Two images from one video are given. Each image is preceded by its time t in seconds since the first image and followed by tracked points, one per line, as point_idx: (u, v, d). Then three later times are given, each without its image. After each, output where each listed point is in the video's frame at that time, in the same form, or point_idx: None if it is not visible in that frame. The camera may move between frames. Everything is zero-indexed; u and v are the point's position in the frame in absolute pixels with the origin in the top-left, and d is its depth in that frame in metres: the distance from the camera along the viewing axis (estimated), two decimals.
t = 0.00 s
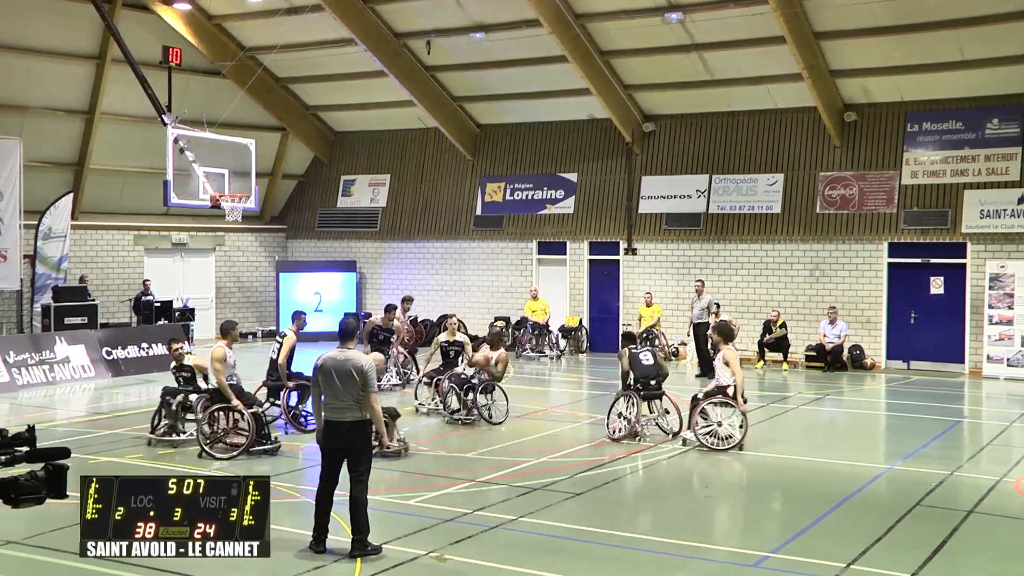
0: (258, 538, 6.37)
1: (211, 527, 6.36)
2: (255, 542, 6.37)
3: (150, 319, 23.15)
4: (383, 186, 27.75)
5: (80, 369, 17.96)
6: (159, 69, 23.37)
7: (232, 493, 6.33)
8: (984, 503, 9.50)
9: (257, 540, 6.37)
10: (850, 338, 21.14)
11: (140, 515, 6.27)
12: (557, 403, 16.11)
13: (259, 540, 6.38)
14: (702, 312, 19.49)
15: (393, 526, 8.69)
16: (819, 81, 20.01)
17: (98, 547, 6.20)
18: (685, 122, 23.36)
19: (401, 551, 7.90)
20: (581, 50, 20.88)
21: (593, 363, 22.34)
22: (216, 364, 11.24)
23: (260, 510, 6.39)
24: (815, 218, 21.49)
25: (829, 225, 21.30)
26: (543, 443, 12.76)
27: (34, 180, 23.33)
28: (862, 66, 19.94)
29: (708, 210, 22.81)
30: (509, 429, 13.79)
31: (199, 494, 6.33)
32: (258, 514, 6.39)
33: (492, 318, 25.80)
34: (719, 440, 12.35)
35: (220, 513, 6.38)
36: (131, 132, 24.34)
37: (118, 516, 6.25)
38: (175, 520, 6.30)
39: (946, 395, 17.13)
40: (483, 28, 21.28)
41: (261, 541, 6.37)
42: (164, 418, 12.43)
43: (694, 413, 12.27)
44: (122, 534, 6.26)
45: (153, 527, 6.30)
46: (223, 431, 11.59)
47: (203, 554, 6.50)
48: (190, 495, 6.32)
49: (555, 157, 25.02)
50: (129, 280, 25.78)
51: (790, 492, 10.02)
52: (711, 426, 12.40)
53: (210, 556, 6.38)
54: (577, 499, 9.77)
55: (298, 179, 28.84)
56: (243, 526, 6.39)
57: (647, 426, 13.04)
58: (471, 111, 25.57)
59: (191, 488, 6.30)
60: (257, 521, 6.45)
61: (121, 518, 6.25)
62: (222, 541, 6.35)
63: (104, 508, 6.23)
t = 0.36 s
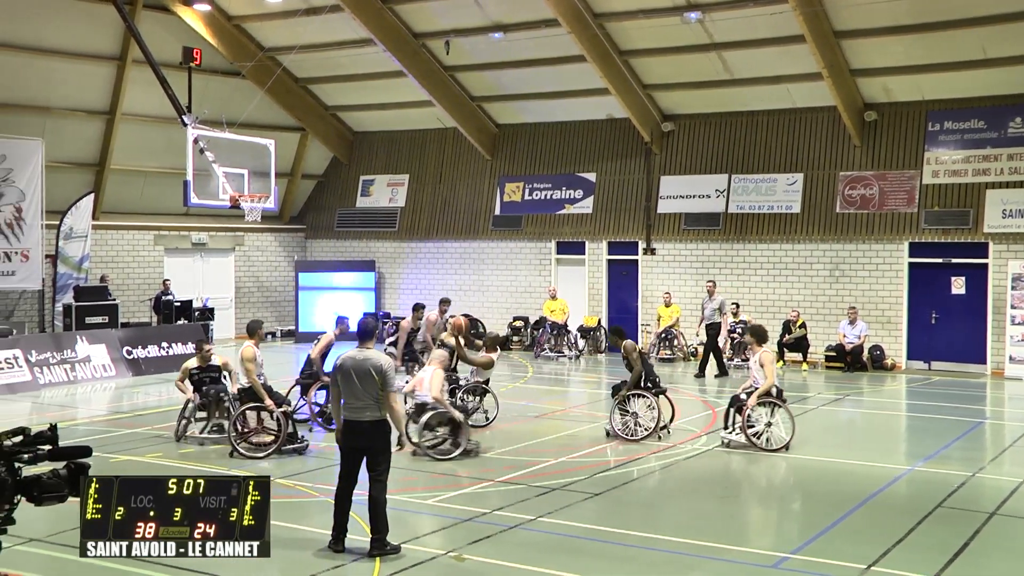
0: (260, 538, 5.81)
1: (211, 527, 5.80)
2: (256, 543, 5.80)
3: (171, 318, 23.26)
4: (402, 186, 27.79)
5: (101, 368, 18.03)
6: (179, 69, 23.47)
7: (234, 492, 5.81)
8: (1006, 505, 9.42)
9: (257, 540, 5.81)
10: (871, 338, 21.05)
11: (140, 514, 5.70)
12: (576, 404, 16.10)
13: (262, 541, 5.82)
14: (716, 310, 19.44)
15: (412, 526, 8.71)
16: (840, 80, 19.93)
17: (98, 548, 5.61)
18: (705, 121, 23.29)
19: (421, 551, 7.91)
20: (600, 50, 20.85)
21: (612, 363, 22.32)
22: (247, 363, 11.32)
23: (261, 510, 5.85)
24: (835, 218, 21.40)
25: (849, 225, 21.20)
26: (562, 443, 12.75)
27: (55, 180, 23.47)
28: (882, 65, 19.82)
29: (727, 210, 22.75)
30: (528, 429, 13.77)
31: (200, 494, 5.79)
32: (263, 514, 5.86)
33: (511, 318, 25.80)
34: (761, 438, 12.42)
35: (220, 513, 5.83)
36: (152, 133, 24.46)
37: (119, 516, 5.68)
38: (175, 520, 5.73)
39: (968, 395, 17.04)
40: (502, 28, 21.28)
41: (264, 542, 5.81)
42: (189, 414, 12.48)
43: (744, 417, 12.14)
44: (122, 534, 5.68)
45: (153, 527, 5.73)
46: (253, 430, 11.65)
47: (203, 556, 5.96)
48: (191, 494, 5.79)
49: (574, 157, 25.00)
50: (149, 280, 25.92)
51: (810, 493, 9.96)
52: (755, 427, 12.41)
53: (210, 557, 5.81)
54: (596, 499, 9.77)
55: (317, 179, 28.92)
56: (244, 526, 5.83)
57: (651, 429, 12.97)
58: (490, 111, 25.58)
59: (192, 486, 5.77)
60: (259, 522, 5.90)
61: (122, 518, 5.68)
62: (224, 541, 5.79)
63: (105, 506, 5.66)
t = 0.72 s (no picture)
0: (261, 538, 5.06)
1: (211, 527, 5.09)
2: (256, 544, 5.05)
3: (192, 318, 23.36)
4: (421, 186, 27.82)
5: (123, 367, 18.14)
6: (200, 70, 23.58)
7: (235, 491, 5.12)
8: None
9: (257, 541, 5.06)
10: (892, 339, 20.94)
11: (140, 514, 5.02)
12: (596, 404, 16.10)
13: (263, 541, 5.07)
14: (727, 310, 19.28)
15: (432, 525, 8.72)
16: (861, 79, 19.83)
17: (95, 550, 4.94)
18: (725, 121, 23.23)
19: (441, 550, 7.91)
20: (620, 49, 20.82)
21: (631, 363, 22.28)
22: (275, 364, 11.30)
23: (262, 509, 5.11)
24: (856, 217, 21.29)
25: (870, 225, 21.09)
26: (581, 443, 12.74)
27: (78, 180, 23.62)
28: (904, 64, 19.71)
29: (747, 210, 22.68)
30: (548, 429, 13.76)
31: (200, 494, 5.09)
32: (266, 514, 5.12)
33: (531, 318, 25.80)
34: (797, 439, 12.32)
35: (220, 513, 5.12)
36: (173, 133, 24.57)
37: (117, 516, 5.00)
38: (174, 521, 5.03)
39: (991, 395, 16.92)
40: (522, 28, 21.27)
41: (265, 542, 5.06)
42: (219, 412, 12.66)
43: (779, 416, 12.10)
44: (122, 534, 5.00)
45: (154, 526, 5.04)
46: (280, 429, 11.74)
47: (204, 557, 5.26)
48: (190, 493, 5.08)
49: (593, 157, 24.97)
50: (170, 280, 26.05)
51: (833, 494, 9.90)
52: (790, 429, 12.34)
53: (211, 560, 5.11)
54: (616, 499, 9.75)
55: (336, 179, 28.99)
56: (244, 526, 5.10)
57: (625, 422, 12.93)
58: (509, 111, 25.60)
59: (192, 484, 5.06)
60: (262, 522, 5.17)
61: (120, 518, 4.99)
62: (224, 541, 5.07)
63: (102, 505, 4.97)
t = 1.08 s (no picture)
0: (261, 538, 4.98)
1: (211, 528, 5.00)
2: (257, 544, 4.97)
3: (207, 317, 23.43)
4: (436, 186, 27.84)
5: (139, 367, 18.21)
6: (216, 70, 23.66)
7: (234, 491, 5.03)
8: None
9: (258, 541, 4.97)
10: (908, 339, 20.83)
11: (139, 514, 4.92)
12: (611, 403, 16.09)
13: (264, 541, 4.99)
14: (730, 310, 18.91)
15: (447, 524, 8.75)
16: (877, 78, 19.76)
17: (95, 550, 4.86)
18: (740, 120, 23.18)
19: (455, 550, 7.91)
20: (635, 49, 20.80)
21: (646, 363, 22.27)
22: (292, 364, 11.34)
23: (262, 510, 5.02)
24: (872, 217, 21.21)
25: (886, 225, 21.01)
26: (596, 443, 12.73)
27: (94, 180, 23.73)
28: (921, 63, 19.62)
29: (763, 209, 22.62)
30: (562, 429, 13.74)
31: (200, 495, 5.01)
32: (266, 514, 5.03)
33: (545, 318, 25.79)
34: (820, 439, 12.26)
35: (220, 513, 5.03)
36: (189, 133, 24.66)
37: (117, 516, 4.90)
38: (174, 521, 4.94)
39: (1007, 396, 16.85)
40: (537, 28, 21.27)
41: (265, 542, 4.97)
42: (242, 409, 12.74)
43: (801, 416, 12.12)
44: (120, 535, 4.90)
45: (154, 527, 4.95)
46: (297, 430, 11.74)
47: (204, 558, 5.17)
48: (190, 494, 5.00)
49: (608, 156, 24.94)
50: (186, 279, 26.14)
51: (848, 495, 9.86)
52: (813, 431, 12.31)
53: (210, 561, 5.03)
54: (631, 499, 9.73)
55: (351, 179, 29.04)
56: (244, 527, 5.01)
57: (602, 418, 12.92)
58: (524, 111, 25.59)
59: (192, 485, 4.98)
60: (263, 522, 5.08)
61: (119, 518, 4.90)
62: (223, 542, 4.98)
63: (101, 505, 4.87)
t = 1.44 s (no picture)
0: (261, 538, 4.98)
1: (211, 527, 5.00)
2: (255, 544, 4.97)
3: (211, 317, 23.45)
4: (440, 186, 27.85)
5: (142, 367, 18.23)
6: (220, 70, 23.69)
7: (234, 491, 5.03)
8: None
9: (257, 541, 4.97)
10: (912, 339, 20.80)
11: (140, 515, 4.93)
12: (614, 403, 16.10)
13: (264, 541, 4.99)
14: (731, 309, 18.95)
15: (450, 524, 8.75)
16: (881, 78, 19.74)
17: (95, 550, 4.86)
18: (743, 120, 23.17)
19: (458, 550, 7.92)
20: (639, 49, 20.80)
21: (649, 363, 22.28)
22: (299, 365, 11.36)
23: (261, 509, 5.02)
24: (875, 217, 21.19)
25: (890, 225, 20.99)
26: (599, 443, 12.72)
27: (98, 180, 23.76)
28: (925, 63, 19.60)
29: (766, 209, 22.60)
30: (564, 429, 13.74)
31: (200, 495, 5.02)
32: (266, 514, 5.04)
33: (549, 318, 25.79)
34: (826, 440, 12.32)
35: (220, 513, 5.03)
36: (193, 133, 24.68)
37: (117, 516, 4.91)
38: (174, 521, 4.94)
39: (1011, 396, 16.84)
40: (540, 28, 21.27)
41: (265, 542, 4.97)
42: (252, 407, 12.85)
43: (808, 416, 12.14)
44: (122, 535, 4.93)
45: (154, 527, 4.95)
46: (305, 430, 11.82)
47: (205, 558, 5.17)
48: (189, 494, 5.01)
49: (612, 157, 24.94)
50: (189, 280, 26.16)
51: (851, 496, 9.84)
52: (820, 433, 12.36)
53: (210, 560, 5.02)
54: (634, 499, 9.73)
55: (355, 179, 29.06)
56: (243, 527, 5.01)
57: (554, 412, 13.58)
58: (528, 111, 25.59)
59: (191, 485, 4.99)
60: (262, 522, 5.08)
61: (119, 518, 4.90)
62: (223, 542, 4.98)
63: (101, 506, 4.87)
